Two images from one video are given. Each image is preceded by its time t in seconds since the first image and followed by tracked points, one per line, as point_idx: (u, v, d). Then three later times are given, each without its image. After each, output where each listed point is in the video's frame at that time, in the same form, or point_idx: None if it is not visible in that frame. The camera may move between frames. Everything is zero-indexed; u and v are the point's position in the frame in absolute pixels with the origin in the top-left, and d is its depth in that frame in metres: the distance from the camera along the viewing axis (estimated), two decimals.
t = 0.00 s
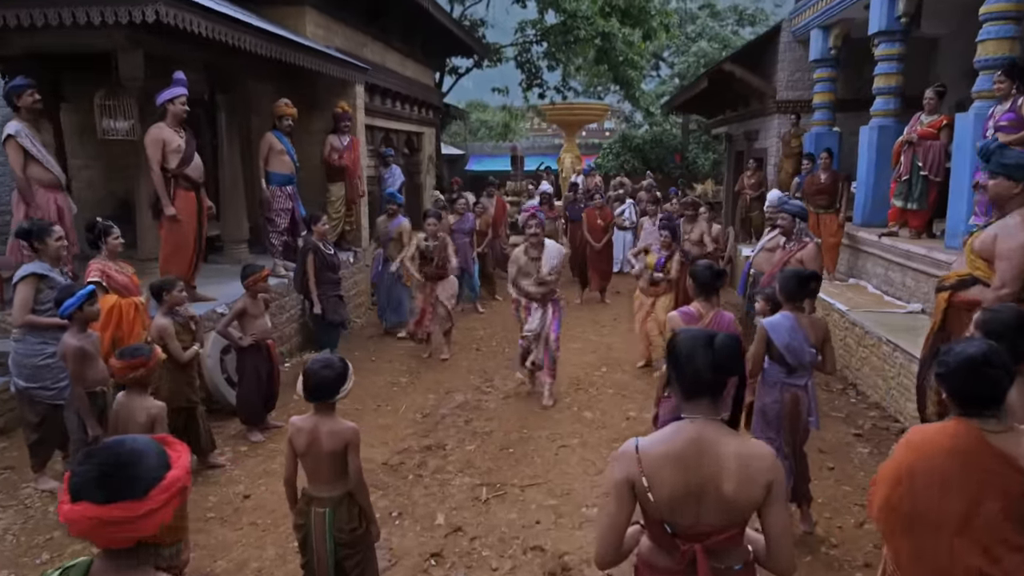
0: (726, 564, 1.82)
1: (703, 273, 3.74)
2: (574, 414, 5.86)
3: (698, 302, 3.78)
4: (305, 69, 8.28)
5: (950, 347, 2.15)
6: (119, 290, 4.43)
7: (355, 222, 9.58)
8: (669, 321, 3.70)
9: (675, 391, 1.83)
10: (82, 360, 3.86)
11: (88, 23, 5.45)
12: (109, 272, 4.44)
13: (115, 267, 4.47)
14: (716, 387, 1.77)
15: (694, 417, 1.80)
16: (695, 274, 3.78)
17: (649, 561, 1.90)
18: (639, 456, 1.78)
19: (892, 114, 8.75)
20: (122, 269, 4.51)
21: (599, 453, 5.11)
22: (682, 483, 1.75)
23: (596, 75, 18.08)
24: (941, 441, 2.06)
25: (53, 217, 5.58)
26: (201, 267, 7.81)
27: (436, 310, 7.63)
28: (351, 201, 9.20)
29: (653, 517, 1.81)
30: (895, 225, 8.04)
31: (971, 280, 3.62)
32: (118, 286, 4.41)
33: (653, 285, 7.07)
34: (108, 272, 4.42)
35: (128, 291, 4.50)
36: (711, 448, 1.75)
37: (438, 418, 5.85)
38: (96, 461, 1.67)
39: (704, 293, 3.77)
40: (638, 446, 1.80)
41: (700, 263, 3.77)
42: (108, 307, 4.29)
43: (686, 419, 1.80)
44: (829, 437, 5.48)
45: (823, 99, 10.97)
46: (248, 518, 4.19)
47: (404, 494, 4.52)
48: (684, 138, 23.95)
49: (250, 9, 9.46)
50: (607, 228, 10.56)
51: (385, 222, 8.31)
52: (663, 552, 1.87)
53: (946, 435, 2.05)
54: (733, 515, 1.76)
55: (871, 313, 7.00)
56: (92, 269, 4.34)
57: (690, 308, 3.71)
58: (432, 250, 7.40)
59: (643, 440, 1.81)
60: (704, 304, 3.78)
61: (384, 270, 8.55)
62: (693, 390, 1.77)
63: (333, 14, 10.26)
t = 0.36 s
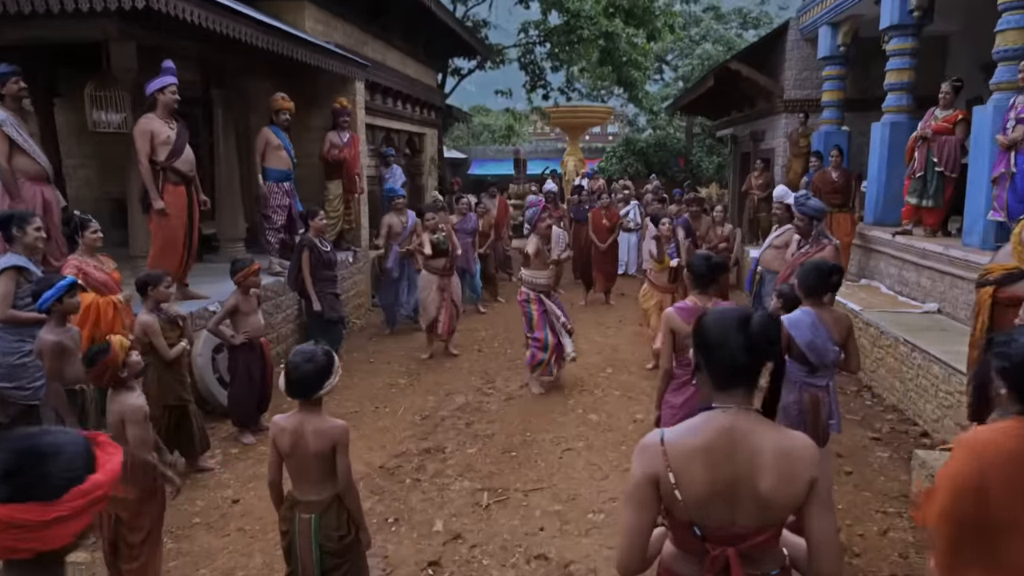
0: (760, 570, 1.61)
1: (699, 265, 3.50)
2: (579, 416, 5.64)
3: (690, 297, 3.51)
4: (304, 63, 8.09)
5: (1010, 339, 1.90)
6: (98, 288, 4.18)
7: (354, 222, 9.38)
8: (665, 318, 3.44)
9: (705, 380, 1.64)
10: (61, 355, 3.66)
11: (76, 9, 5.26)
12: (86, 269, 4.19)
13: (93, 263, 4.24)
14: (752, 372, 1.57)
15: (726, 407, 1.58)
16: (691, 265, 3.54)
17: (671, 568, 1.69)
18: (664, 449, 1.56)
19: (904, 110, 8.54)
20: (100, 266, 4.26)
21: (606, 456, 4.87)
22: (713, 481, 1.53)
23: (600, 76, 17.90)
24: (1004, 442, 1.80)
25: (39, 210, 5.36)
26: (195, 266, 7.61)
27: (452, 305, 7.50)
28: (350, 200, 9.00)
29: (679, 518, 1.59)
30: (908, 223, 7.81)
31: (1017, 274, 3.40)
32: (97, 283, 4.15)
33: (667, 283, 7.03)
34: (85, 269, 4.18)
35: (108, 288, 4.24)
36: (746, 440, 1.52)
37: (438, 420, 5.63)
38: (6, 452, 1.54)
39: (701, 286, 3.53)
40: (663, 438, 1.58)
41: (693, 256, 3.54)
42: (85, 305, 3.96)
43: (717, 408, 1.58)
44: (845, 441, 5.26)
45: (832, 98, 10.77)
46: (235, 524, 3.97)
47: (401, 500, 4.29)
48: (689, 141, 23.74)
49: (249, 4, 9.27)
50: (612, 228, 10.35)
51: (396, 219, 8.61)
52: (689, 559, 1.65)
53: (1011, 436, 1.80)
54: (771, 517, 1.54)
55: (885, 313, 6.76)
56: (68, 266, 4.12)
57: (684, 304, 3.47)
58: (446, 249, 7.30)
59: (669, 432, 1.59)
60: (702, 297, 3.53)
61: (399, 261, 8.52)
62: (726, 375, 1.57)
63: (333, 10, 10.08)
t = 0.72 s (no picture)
0: None
1: (704, 258, 3.32)
2: (584, 420, 5.42)
3: (700, 290, 3.32)
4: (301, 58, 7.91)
5: None
6: (73, 286, 4.03)
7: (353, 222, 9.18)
8: (673, 315, 3.25)
9: (736, 370, 1.45)
10: (38, 352, 3.44)
11: None
12: (63, 267, 4.06)
13: (70, 261, 4.10)
14: (793, 359, 1.38)
15: (766, 403, 1.39)
16: (697, 258, 3.35)
17: None
18: (696, 452, 1.38)
19: (915, 107, 8.34)
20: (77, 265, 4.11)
21: (612, 461, 4.65)
22: (753, 487, 1.34)
23: (603, 77, 17.73)
24: None
25: (23, 205, 5.07)
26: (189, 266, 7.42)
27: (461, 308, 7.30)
28: (349, 199, 8.82)
29: (711, 530, 1.40)
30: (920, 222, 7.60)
31: None
32: (73, 282, 4.01)
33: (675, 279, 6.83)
34: (62, 266, 4.05)
35: (84, 287, 4.09)
36: (791, 441, 1.34)
37: (437, 424, 5.41)
38: None
39: (707, 279, 3.32)
40: (694, 440, 1.39)
41: (699, 248, 3.36)
42: (59, 304, 3.91)
43: (754, 404, 1.39)
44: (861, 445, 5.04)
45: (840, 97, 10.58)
46: (221, 532, 3.76)
47: (398, 507, 4.08)
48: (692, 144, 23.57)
49: None
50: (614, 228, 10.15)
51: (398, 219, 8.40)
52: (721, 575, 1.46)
53: None
54: (818, 528, 1.36)
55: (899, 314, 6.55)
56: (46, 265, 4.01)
57: (693, 299, 3.27)
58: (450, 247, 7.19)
59: (700, 431, 1.40)
60: (709, 291, 3.31)
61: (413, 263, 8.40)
62: (766, 364, 1.38)
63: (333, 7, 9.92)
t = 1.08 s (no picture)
0: None
1: (738, 251, 3.04)
2: (590, 426, 5.18)
3: (736, 283, 3.06)
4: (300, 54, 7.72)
5: None
6: (51, 285, 3.82)
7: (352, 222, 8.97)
8: (703, 310, 3.02)
9: (796, 368, 1.27)
10: (7, 353, 3.21)
11: None
12: (41, 264, 3.84)
13: (48, 259, 3.87)
14: (860, 351, 1.24)
15: (824, 407, 1.23)
16: (728, 250, 3.09)
17: None
18: (738, 462, 1.21)
19: (928, 105, 8.13)
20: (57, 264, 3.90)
21: (620, 469, 4.42)
22: (806, 504, 1.18)
23: (606, 79, 17.53)
24: None
25: (8, 200, 4.85)
26: (182, 267, 7.21)
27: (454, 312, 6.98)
28: (348, 199, 8.62)
29: (756, 554, 1.24)
30: (934, 222, 7.37)
31: None
32: (51, 281, 3.79)
33: (675, 282, 6.61)
34: (40, 265, 3.82)
35: (63, 286, 3.88)
36: (852, 453, 1.18)
37: (436, 429, 5.18)
38: None
39: (744, 273, 3.06)
40: (736, 448, 1.23)
41: (731, 239, 3.11)
42: (33, 304, 3.70)
43: (806, 407, 1.24)
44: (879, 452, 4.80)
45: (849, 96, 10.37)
46: (204, 544, 3.53)
47: (393, 517, 3.84)
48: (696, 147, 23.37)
49: None
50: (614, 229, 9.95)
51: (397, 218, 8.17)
52: None
53: None
54: (881, 554, 1.19)
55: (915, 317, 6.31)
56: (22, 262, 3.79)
57: (728, 293, 3.02)
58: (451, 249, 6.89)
59: (743, 438, 1.24)
60: (745, 287, 3.04)
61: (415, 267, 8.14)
62: (832, 359, 1.22)
63: (332, 4, 9.74)
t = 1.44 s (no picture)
0: None
1: (773, 245, 2.91)
2: (591, 432, 4.97)
3: (763, 280, 2.93)
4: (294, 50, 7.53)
5: None
6: (29, 283, 3.60)
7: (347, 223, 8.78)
8: (728, 303, 2.91)
9: (854, 367, 1.14)
10: None
11: None
12: (20, 263, 3.64)
13: (27, 257, 3.68)
14: (933, 350, 1.08)
15: (885, 411, 1.08)
16: (764, 244, 2.94)
17: None
18: (788, 475, 1.06)
19: (935, 104, 7.97)
20: (36, 261, 3.71)
21: (623, 478, 4.21)
22: (870, 523, 1.02)
23: (605, 82, 17.38)
24: None
25: None
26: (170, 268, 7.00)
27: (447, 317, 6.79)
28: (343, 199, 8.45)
29: None
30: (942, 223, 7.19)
31: None
32: (26, 278, 3.58)
33: (678, 283, 6.46)
34: (17, 263, 3.62)
35: (42, 286, 3.66)
36: (922, 465, 1.03)
37: (431, 436, 4.97)
38: None
39: (776, 269, 2.91)
40: (785, 459, 1.08)
41: (767, 233, 2.97)
42: (7, 302, 3.46)
43: (864, 413, 1.09)
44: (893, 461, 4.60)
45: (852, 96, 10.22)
46: (182, 560, 3.32)
47: (383, 530, 3.63)
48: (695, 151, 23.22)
49: None
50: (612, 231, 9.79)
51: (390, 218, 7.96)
52: None
53: None
54: None
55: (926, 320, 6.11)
56: None
57: (756, 289, 2.90)
58: (448, 247, 6.69)
59: (792, 448, 1.09)
60: (775, 283, 2.90)
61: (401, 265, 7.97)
62: (900, 358, 1.08)
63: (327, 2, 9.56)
